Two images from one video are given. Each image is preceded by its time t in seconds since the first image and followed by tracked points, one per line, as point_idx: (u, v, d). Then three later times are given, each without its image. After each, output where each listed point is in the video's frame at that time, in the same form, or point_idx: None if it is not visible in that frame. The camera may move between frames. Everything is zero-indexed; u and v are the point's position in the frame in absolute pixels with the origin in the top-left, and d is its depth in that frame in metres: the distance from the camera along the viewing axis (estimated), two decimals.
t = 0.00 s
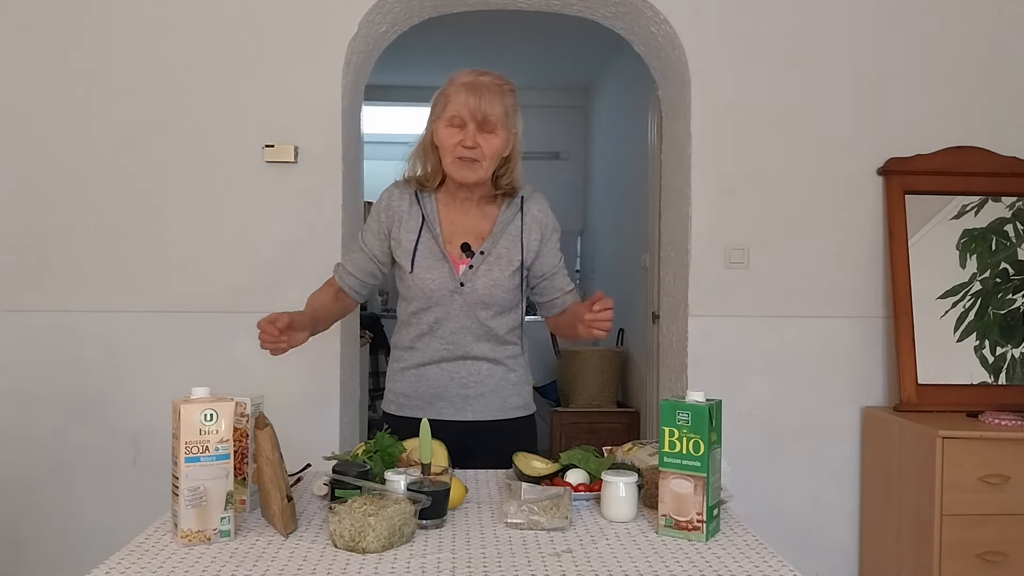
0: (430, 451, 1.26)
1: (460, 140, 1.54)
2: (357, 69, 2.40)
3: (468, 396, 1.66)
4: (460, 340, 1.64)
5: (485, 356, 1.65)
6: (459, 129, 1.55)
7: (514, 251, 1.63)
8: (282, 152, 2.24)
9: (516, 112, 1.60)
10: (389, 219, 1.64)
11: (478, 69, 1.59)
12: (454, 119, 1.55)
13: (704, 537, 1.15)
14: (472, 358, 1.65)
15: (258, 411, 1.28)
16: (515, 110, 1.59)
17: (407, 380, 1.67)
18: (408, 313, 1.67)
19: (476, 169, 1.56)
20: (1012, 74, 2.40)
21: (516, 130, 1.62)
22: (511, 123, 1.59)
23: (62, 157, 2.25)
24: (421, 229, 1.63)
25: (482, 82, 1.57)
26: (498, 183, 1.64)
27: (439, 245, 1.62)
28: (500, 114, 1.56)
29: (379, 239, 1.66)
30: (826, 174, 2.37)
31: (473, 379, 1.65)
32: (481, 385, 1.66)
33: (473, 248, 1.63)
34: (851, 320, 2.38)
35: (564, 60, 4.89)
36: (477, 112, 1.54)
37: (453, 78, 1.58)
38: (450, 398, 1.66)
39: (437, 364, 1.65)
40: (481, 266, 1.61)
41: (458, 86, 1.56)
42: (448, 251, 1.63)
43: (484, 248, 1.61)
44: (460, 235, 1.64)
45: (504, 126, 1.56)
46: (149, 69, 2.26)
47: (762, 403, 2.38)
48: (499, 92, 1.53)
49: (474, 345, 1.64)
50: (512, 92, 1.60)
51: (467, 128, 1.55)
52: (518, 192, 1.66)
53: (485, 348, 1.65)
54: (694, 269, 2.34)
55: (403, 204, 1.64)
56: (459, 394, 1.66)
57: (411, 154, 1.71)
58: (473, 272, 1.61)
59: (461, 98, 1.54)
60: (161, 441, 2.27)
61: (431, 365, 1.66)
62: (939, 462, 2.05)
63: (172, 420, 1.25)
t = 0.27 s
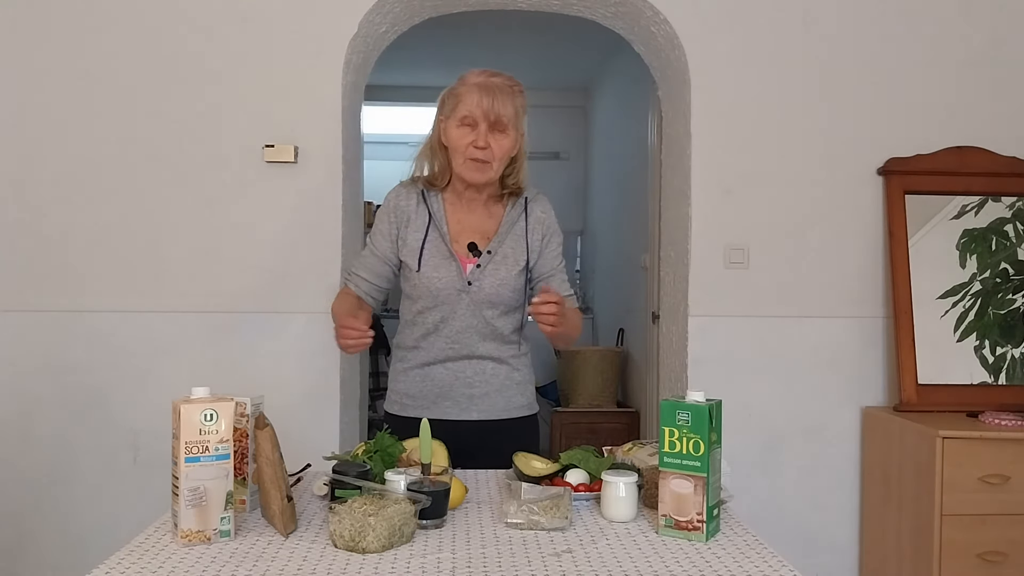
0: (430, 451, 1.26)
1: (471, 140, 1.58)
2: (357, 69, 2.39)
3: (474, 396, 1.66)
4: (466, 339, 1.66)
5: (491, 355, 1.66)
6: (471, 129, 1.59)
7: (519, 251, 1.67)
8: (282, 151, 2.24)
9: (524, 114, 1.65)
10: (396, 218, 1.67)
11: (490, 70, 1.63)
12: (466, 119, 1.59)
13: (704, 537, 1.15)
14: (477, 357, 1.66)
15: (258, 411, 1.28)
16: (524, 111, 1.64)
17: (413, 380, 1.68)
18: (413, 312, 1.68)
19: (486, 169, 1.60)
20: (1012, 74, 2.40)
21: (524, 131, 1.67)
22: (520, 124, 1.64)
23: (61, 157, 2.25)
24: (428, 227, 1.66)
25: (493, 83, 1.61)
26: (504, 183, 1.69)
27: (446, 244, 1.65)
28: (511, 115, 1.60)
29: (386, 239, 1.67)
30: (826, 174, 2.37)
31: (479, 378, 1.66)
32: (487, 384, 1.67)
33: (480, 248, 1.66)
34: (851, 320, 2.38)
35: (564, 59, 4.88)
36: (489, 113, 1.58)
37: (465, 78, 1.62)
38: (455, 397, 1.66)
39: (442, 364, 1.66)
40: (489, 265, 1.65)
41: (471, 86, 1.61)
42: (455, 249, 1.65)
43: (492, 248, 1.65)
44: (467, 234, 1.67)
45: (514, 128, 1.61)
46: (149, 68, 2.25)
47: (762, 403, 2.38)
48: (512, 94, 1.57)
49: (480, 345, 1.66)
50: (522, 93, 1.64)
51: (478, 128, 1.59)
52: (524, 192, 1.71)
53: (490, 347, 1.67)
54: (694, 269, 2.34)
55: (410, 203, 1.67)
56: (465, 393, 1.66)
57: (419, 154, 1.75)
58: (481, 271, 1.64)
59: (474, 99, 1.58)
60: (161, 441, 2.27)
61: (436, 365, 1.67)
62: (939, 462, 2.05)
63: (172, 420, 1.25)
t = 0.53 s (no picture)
0: (430, 451, 1.26)
1: (477, 140, 1.59)
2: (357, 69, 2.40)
3: (478, 396, 1.66)
4: (470, 339, 1.66)
5: (495, 355, 1.67)
6: (477, 130, 1.60)
7: (523, 251, 1.67)
8: (282, 152, 2.24)
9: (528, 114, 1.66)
10: (400, 219, 1.67)
11: (494, 71, 1.64)
12: (472, 120, 1.61)
13: (704, 537, 1.15)
14: (481, 357, 1.66)
15: (258, 411, 1.28)
16: (528, 112, 1.66)
17: (417, 381, 1.68)
18: (417, 313, 1.68)
19: (491, 169, 1.61)
20: (1012, 74, 2.40)
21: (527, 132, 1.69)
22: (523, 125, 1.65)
23: (62, 157, 2.25)
24: (431, 228, 1.67)
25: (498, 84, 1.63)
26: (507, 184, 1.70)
27: (450, 244, 1.66)
28: (516, 115, 1.62)
29: (390, 240, 1.67)
30: (826, 174, 2.37)
31: (483, 379, 1.66)
32: (491, 384, 1.67)
33: (484, 248, 1.67)
34: (851, 320, 2.38)
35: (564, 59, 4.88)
36: (495, 114, 1.60)
37: (470, 77, 1.63)
38: (460, 398, 1.66)
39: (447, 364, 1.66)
40: (493, 266, 1.65)
41: (476, 86, 1.62)
42: (459, 250, 1.66)
43: (495, 248, 1.66)
44: (471, 234, 1.68)
45: (518, 128, 1.63)
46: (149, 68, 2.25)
47: (762, 403, 2.38)
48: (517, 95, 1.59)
49: (484, 345, 1.66)
50: (526, 94, 1.66)
51: (484, 128, 1.60)
52: (526, 192, 1.72)
53: (495, 347, 1.67)
54: (694, 269, 2.34)
55: (413, 204, 1.68)
56: (469, 394, 1.66)
57: (421, 156, 1.76)
58: (485, 271, 1.64)
59: (480, 99, 1.60)
60: (161, 441, 2.27)
61: (440, 366, 1.67)
62: (939, 462, 2.05)
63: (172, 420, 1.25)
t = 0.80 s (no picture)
0: (430, 451, 1.26)
1: (479, 139, 1.59)
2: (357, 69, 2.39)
3: (480, 397, 1.66)
4: (472, 339, 1.66)
5: (497, 355, 1.66)
6: (479, 129, 1.60)
7: (524, 250, 1.67)
8: (282, 151, 2.24)
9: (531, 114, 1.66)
10: (401, 220, 1.67)
11: (496, 70, 1.64)
12: (474, 119, 1.61)
13: (704, 537, 1.15)
14: (483, 358, 1.66)
15: (258, 411, 1.28)
16: (530, 112, 1.66)
17: (419, 381, 1.68)
18: (419, 313, 1.68)
19: (492, 168, 1.61)
20: (1012, 74, 2.40)
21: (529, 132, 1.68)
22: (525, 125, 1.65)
23: (62, 157, 2.25)
24: (433, 228, 1.67)
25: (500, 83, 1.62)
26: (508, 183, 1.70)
27: (452, 244, 1.66)
28: (518, 114, 1.62)
29: (392, 241, 1.67)
30: (826, 174, 2.37)
31: (485, 379, 1.66)
32: (493, 385, 1.67)
33: (486, 247, 1.66)
34: (851, 320, 2.38)
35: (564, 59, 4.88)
36: (497, 113, 1.60)
37: (473, 77, 1.63)
38: (462, 398, 1.66)
39: (448, 364, 1.66)
40: (495, 265, 1.65)
41: (478, 85, 1.62)
42: (460, 249, 1.66)
43: (497, 247, 1.65)
44: (472, 234, 1.68)
45: (520, 127, 1.62)
46: (149, 68, 2.26)
47: (762, 403, 2.38)
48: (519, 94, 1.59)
49: (486, 345, 1.66)
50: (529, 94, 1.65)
51: (486, 127, 1.60)
52: (528, 191, 1.72)
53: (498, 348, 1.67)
54: (694, 269, 2.34)
55: (415, 204, 1.68)
56: (471, 394, 1.66)
57: (422, 155, 1.76)
58: (487, 270, 1.64)
59: (482, 98, 1.60)
60: (161, 441, 2.27)
61: (442, 366, 1.67)
62: (939, 461, 2.05)
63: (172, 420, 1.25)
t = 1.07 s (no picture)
0: (430, 451, 1.26)
1: (478, 139, 1.59)
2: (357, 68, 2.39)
3: (481, 397, 1.66)
4: (473, 339, 1.66)
5: (498, 355, 1.66)
6: (479, 129, 1.60)
7: (525, 250, 1.67)
8: (282, 151, 2.24)
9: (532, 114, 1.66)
10: (402, 220, 1.67)
11: (498, 70, 1.64)
12: (474, 118, 1.61)
13: (704, 537, 1.15)
14: (485, 358, 1.66)
15: (258, 411, 1.28)
16: (531, 112, 1.66)
17: (420, 382, 1.68)
18: (420, 314, 1.68)
19: (491, 168, 1.61)
20: (1012, 74, 2.40)
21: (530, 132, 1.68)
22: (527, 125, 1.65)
23: (62, 158, 2.25)
24: (434, 228, 1.67)
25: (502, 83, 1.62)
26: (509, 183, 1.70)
27: (453, 243, 1.66)
28: (519, 115, 1.62)
29: (393, 241, 1.68)
30: (826, 174, 2.37)
31: (487, 379, 1.66)
32: (494, 385, 1.67)
33: (486, 246, 1.66)
34: (851, 320, 2.38)
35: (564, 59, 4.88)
36: (497, 113, 1.60)
37: (474, 76, 1.63)
38: (463, 399, 1.66)
39: (450, 364, 1.66)
40: (496, 264, 1.65)
41: (479, 85, 1.61)
42: (461, 249, 1.66)
43: (498, 246, 1.66)
44: (473, 233, 1.68)
45: (520, 128, 1.62)
46: (149, 69, 2.25)
47: (762, 403, 2.38)
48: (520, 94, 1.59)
49: (487, 344, 1.66)
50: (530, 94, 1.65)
51: (486, 127, 1.60)
52: (529, 191, 1.72)
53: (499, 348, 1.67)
54: (694, 269, 2.34)
55: (416, 204, 1.68)
56: (472, 395, 1.66)
57: (423, 154, 1.76)
58: (489, 269, 1.64)
59: (483, 98, 1.60)
60: (162, 441, 2.27)
61: (443, 367, 1.67)
62: (939, 461, 2.05)
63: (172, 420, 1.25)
